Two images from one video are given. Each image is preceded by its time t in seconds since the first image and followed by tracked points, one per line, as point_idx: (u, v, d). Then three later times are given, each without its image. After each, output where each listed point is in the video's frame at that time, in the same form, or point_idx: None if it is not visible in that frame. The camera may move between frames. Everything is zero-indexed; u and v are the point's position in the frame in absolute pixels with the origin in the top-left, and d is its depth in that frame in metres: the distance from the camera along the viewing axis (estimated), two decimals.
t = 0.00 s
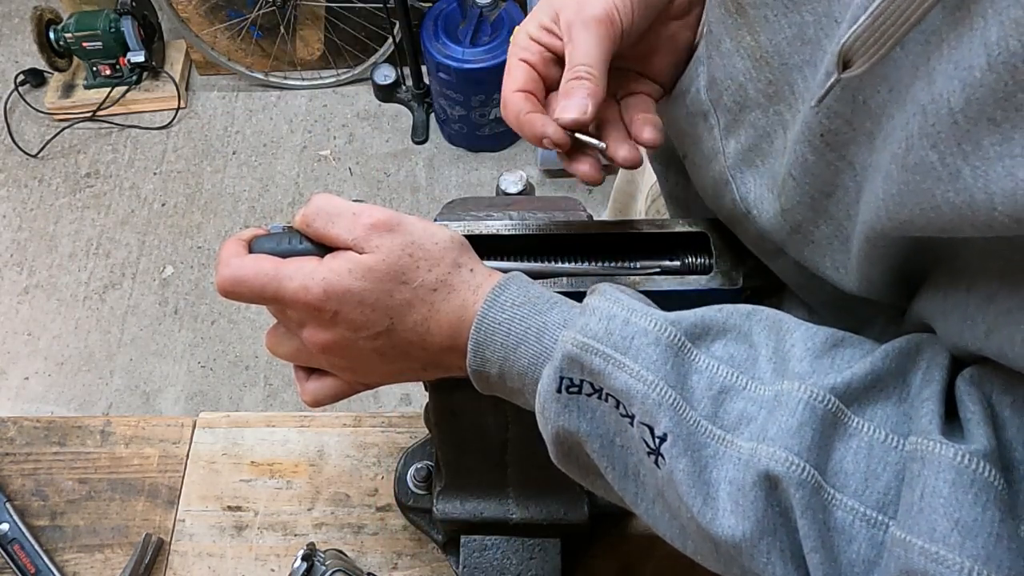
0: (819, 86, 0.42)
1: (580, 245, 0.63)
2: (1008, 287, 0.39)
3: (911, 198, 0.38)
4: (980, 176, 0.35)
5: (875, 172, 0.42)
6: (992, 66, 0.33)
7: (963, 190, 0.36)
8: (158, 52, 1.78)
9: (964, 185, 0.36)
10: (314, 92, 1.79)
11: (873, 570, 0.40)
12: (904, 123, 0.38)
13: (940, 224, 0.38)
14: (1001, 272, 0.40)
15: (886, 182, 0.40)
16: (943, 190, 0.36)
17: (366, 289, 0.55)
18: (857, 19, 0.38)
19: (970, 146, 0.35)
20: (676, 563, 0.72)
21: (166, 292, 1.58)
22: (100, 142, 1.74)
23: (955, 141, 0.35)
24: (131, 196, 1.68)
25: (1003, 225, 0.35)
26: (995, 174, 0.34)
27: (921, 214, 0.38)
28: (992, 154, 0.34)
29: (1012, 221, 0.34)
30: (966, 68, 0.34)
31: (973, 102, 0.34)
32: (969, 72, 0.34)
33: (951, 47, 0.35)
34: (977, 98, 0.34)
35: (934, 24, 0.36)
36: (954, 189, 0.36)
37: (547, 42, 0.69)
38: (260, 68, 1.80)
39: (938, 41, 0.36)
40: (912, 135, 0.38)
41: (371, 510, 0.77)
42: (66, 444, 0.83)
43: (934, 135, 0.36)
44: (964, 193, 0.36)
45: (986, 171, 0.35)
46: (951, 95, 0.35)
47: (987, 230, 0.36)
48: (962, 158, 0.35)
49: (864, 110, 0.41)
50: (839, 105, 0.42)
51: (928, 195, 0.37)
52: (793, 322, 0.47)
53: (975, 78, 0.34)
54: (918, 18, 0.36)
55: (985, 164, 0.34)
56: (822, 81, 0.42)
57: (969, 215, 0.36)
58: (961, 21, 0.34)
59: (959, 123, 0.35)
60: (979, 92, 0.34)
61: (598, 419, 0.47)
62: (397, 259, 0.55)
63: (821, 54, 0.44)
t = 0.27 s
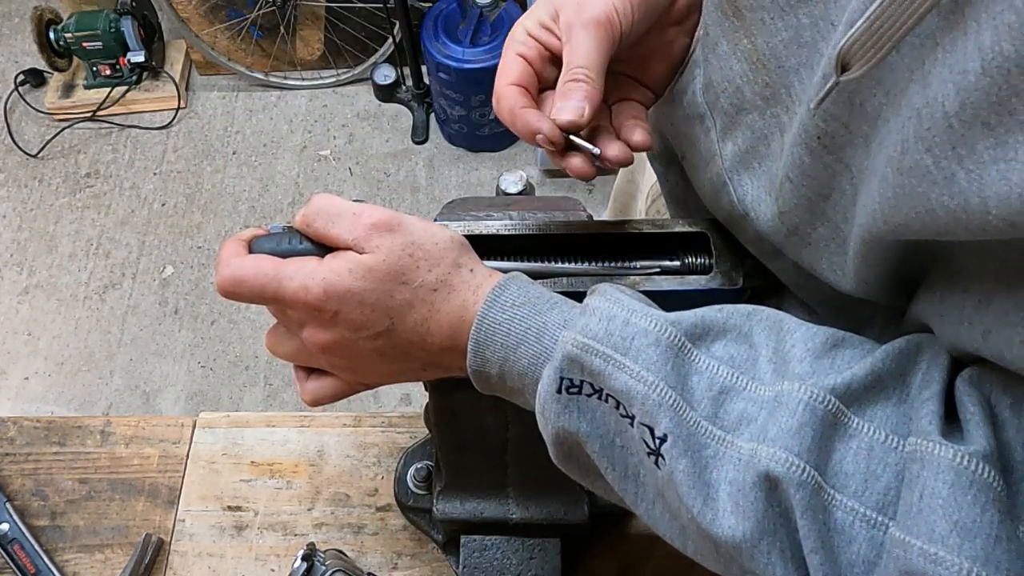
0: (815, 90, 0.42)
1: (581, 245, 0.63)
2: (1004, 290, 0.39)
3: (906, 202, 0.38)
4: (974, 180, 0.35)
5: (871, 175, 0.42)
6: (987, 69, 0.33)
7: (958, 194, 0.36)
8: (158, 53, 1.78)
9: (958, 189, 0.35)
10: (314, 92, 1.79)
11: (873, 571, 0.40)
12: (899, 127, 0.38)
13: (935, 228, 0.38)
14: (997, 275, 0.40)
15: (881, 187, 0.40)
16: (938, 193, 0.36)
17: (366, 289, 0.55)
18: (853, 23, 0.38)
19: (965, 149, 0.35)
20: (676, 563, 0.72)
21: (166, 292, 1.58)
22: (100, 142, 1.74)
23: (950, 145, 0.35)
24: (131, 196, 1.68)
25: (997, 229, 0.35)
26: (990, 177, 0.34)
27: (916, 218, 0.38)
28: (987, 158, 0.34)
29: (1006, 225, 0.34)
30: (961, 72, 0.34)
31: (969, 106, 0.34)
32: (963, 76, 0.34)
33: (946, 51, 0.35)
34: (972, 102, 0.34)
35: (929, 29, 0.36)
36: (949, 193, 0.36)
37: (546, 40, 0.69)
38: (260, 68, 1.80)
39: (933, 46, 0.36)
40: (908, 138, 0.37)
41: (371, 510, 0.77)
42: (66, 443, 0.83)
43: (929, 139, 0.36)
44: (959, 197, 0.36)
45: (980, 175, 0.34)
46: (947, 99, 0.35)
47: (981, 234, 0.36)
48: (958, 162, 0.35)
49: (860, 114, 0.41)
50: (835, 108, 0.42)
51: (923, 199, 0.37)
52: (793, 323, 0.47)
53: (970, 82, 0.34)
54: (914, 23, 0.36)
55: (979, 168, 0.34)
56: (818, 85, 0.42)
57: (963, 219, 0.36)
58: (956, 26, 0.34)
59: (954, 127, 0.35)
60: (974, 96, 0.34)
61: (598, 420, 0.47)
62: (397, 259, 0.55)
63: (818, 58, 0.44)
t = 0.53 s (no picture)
0: (814, 89, 0.42)
1: (581, 245, 0.63)
2: (1001, 291, 0.39)
3: (902, 202, 0.38)
4: (969, 180, 0.35)
5: (868, 176, 0.42)
6: (981, 70, 0.33)
7: (953, 194, 0.36)
8: (158, 52, 1.78)
9: (954, 189, 0.35)
10: (314, 92, 1.79)
11: (873, 571, 0.40)
12: (895, 128, 0.38)
13: (931, 229, 0.38)
14: (993, 276, 0.40)
15: (877, 187, 0.40)
16: (934, 194, 0.36)
17: (366, 290, 0.55)
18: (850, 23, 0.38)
19: (960, 150, 0.35)
20: (677, 563, 0.72)
21: (166, 292, 1.58)
22: (100, 142, 1.74)
23: (945, 145, 0.35)
24: (131, 196, 1.68)
25: (992, 229, 0.35)
26: (984, 177, 0.34)
27: (912, 219, 0.38)
28: (982, 159, 0.34)
29: (1001, 225, 0.34)
30: (956, 73, 0.34)
31: (963, 107, 0.34)
32: (958, 76, 0.34)
33: (941, 51, 0.35)
34: (967, 102, 0.34)
35: (924, 30, 0.36)
36: (945, 193, 0.36)
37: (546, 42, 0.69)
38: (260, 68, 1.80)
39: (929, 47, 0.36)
40: (904, 139, 0.38)
41: (371, 510, 0.77)
42: (66, 443, 0.83)
43: (925, 139, 0.36)
44: (954, 197, 0.36)
45: (974, 175, 0.34)
46: (942, 99, 0.35)
47: (977, 234, 0.36)
48: (953, 163, 0.35)
49: (857, 114, 0.41)
50: (833, 109, 0.42)
51: (919, 200, 0.37)
52: (793, 323, 0.47)
53: (965, 82, 0.34)
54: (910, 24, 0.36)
55: (974, 169, 0.34)
56: (816, 84, 0.42)
57: (959, 219, 0.36)
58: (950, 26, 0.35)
59: (950, 127, 0.35)
60: (968, 96, 0.34)
61: (598, 421, 0.47)
62: (397, 259, 0.55)
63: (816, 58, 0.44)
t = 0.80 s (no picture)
0: (812, 91, 0.42)
1: (581, 245, 0.63)
2: (1000, 291, 0.39)
3: (902, 203, 0.38)
4: (968, 182, 0.35)
5: (867, 177, 0.42)
6: (980, 72, 0.33)
7: (953, 196, 0.36)
8: (158, 52, 1.78)
9: (953, 191, 0.35)
10: (314, 92, 1.79)
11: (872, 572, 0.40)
12: (894, 129, 0.38)
13: (930, 230, 0.38)
14: (993, 277, 0.40)
15: (877, 189, 0.40)
16: (934, 195, 0.36)
17: (366, 290, 0.55)
18: (849, 25, 0.38)
19: (959, 152, 0.35)
20: (677, 563, 0.72)
21: (166, 292, 1.58)
22: (100, 142, 1.74)
23: (944, 148, 0.35)
24: (131, 196, 1.68)
25: (991, 231, 0.35)
26: (983, 180, 0.34)
27: (912, 220, 0.38)
28: (981, 161, 0.34)
29: (1000, 227, 0.34)
30: (955, 74, 0.34)
31: (962, 109, 0.34)
32: (957, 79, 0.34)
33: (940, 53, 0.35)
34: (966, 104, 0.34)
35: (922, 31, 0.36)
36: (944, 195, 0.36)
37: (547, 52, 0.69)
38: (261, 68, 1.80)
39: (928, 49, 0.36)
40: (903, 141, 0.38)
41: (371, 510, 0.77)
42: (66, 443, 0.83)
43: (924, 141, 0.36)
44: (954, 199, 0.36)
45: (973, 177, 0.34)
46: (941, 101, 0.35)
47: (976, 235, 0.36)
48: (952, 164, 0.35)
49: (856, 115, 0.41)
50: (832, 110, 0.42)
51: (918, 201, 0.37)
52: (793, 323, 0.47)
53: (964, 84, 0.33)
54: (908, 26, 0.36)
55: (973, 171, 0.34)
56: (815, 86, 0.42)
57: (958, 221, 0.36)
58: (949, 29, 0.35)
59: (949, 129, 0.35)
60: (968, 98, 0.33)
61: (598, 421, 0.47)
62: (397, 259, 0.55)
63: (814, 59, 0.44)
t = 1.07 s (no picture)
0: (812, 91, 0.43)
1: (581, 245, 0.63)
2: (1000, 292, 0.39)
3: (902, 204, 0.38)
4: (969, 183, 0.35)
5: (867, 178, 0.42)
6: (981, 73, 0.33)
7: (953, 197, 0.36)
8: (158, 52, 1.78)
9: (954, 192, 0.36)
10: (314, 92, 1.79)
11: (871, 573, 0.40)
12: (894, 130, 0.38)
13: (930, 230, 0.38)
14: (992, 278, 0.40)
15: (877, 189, 0.40)
16: (934, 196, 0.36)
17: (366, 290, 0.55)
18: (848, 26, 0.38)
19: (960, 153, 0.35)
20: (676, 563, 0.72)
21: (166, 292, 1.58)
22: (100, 142, 1.74)
23: (945, 149, 0.35)
24: (131, 196, 1.68)
25: (991, 232, 0.35)
26: (983, 181, 0.34)
27: (912, 221, 0.38)
28: (981, 161, 0.34)
29: (1000, 228, 0.34)
30: (955, 76, 0.34)
31: (963, 110, 0.34)
32: (957, 79, 0.34)
33: (940, 54, 0.35)
34: (966, 105, 0.34)
35: (922, 32, 0.36)
36: (944, 196, 0.36)
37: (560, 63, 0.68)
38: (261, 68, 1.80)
39: (926, 50, 0.36)
40: (903, 141, 0.38)
41: (371, 510, 0.77)
42: (66, 443, 0.83)
43: (925, 142, 0.36)
44: (954, 200, 0.36)
45: (974, 178, 0.35)
46: (942, 102, 0.35)
47: (977, 236, 0.36)
48: (953, 165, 0.35)
49: (855, 116, 0.41)
50: (832, 110, 0.42)
51: (919, 201, 0.37)
52: (793, 324, 0.47)
53: (964, 85, 0.34)
54: (907, 26, 0.36)
55: (974, 171, 0.34)
56: (815, 86, 0.42)
57: (958, 221, 0.36)
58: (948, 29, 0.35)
59: (949, 130, 0.35)
60: (968, 99, 0.34)
61: (598, 421, 0.47)
62: (398, 259, 0.55)
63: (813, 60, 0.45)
